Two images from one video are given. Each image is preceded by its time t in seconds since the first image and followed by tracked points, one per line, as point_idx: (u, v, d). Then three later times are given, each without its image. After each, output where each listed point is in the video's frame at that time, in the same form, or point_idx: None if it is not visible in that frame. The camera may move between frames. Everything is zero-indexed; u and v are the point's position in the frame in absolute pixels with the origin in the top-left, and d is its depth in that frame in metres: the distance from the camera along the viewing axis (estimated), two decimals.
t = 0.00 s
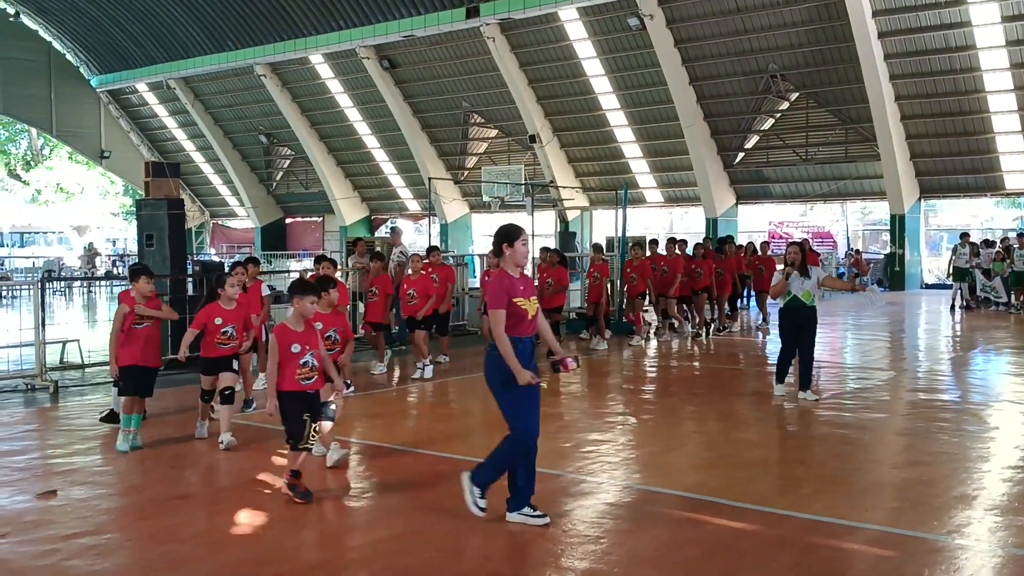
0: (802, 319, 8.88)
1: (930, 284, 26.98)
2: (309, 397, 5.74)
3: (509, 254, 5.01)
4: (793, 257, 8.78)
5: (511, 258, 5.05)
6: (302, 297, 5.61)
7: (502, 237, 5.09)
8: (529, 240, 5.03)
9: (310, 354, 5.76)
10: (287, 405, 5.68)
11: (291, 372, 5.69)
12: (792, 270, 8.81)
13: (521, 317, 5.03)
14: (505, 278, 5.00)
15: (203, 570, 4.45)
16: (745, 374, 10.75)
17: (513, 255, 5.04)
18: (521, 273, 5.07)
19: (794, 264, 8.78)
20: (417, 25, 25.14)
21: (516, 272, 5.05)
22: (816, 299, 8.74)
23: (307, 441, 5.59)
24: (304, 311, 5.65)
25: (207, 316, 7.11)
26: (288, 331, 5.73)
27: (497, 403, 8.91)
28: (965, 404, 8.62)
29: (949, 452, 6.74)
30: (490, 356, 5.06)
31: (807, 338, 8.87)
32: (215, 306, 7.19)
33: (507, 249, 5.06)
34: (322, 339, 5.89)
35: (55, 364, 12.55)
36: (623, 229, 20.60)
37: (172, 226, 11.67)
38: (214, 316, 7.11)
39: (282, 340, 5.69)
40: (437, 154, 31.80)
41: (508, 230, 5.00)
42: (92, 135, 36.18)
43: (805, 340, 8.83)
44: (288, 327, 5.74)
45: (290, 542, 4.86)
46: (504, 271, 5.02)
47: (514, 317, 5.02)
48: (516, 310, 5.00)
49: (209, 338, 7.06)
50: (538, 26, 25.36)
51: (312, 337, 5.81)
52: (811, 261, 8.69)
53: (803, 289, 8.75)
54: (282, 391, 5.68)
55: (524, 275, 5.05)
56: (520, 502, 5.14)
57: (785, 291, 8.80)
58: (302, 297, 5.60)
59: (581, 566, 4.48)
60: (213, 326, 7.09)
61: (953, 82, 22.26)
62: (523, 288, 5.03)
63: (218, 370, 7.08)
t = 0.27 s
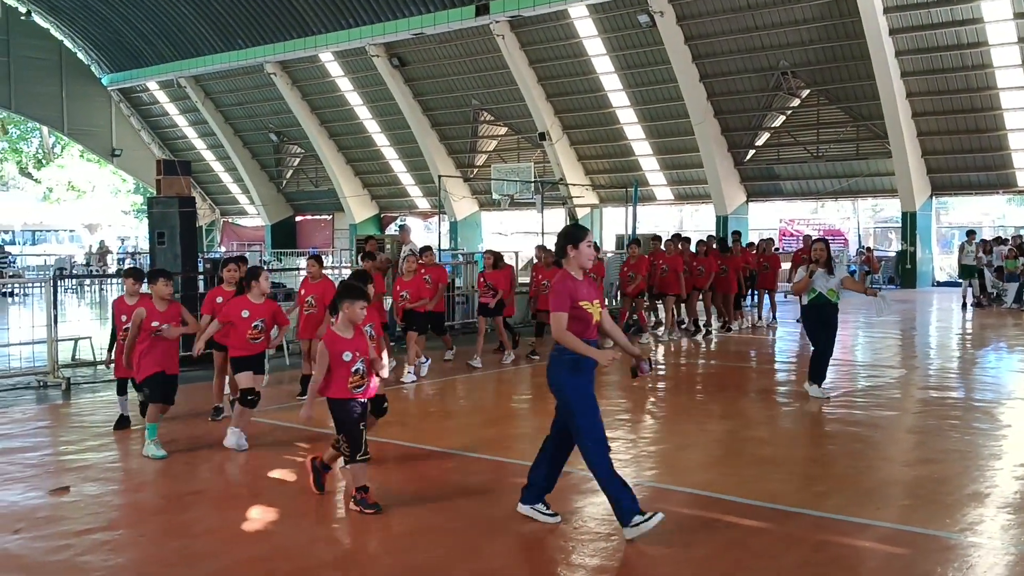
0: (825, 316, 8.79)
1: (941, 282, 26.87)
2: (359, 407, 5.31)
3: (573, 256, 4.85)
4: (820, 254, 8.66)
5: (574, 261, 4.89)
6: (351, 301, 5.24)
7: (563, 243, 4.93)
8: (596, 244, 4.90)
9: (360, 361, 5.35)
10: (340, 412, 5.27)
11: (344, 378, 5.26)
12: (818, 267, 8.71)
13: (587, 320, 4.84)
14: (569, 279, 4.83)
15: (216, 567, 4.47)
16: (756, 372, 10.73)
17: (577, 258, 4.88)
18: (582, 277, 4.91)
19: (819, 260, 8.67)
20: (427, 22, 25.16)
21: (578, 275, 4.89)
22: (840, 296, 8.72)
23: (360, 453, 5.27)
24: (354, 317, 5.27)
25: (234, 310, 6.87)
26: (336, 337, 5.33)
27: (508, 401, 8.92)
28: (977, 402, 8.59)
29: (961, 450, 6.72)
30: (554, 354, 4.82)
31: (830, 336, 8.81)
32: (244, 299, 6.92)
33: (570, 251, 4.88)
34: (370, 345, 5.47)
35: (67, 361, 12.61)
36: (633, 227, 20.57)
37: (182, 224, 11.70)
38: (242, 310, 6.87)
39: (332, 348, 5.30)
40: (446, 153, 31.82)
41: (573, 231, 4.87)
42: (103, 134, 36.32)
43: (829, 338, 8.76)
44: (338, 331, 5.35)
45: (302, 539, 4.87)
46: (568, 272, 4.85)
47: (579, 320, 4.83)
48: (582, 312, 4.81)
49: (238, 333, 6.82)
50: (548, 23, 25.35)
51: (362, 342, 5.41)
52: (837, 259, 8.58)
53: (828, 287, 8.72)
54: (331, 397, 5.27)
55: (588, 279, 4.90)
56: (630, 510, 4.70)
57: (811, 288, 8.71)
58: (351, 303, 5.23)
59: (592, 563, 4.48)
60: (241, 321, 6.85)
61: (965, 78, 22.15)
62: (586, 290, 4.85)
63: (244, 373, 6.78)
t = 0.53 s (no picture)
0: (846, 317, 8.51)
1: (948, 280, 26.78)
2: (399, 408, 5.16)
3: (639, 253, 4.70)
4: (837, 254, 8.40)
5: (639, 258, 4.73)
6: (397, 297, 5.11)
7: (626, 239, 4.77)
8: (660, 240, 4.75)
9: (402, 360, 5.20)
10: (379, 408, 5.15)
11: (388, 374, 5.12)
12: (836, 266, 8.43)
13: (658, 318, 4.64)
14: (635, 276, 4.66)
15: (223, 564, 4.48)
16: (762, 370, 10.71)
17: (642, 254, 4.72)
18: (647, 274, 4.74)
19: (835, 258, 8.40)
20: (432, 21, 25.19)
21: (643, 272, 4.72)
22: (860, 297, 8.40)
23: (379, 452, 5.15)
24: (400, 313, 5.12)
25: (268, 316, 6.51)
26: (381, 333, 5.15)
27: (513, 399, 8.92)
28: (984, 400, 8.57)
29: (968, 448, 6.69)
30: (623, 355, 4.67)
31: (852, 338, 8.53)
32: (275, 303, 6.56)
33: (636, 247, 4.72)
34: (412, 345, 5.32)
35: (74, 359, 12.65)
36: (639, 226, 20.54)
37: (189, 223, 11.73)
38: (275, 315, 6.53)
39: (377, 343, 5.13)
40: (452, 151, 31.82)
41: (635, 226, 4.72)
42: (109, 133, 36.40)
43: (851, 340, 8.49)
44: (381, 327, 5.17)
45: (308, 536, 4.88)
46: (634, 269, 4.68)
47: (649, 318, 4.62)
48: (653, 310, 4.61)
49: (271, 340, 6.57)
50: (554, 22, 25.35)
51: (406, 340, 5.24)
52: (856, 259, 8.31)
53: (849, 287, 8.40)
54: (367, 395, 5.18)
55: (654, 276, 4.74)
56: (654, 518, 4.68)
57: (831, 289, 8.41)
58: (397, 299, 5.11)
59: (598, 560, 4.48)
60: (275, 327, 6.56)
61: (972, 76, 22.08)
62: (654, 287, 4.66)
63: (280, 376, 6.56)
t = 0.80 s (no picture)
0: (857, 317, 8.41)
1: (949, 280, 26.75)
2: (456, 410, 4.96)
3: (704, 251, 4.66)
4: (851, 253, 8.20)
5: (701, 259, 4.71)
6: (451, 301, 4.99)
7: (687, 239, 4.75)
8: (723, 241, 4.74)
9: (457, 364, 5.01)
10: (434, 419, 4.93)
11: (443, 384, 4.93)
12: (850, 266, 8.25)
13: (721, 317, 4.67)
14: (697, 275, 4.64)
15: (224, 562, 4.48)
16: (763, 369, 10.71)
17: (704, 254, 4.70)
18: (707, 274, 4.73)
19: (847, 257, 8.22)
20: (433, 21, 25.20)
21: (705, 271, 4.71)
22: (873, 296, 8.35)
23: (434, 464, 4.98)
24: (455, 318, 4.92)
25: (305, 319, 6.44)
26: (435, 341, 4.96)
27: (513, 398, 8.93)
28: (984, 399, 8.57)
29: (968, 447, 6.70)
30: (679, 352, 4.62)
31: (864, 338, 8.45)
32: (309, 307, 6.48)
33: (698, 247, 4.70)
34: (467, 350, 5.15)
35: (75, 359, 12.64)
36: (640, 226, 20.54)
37: (190, 223, 11.75)
38: (311, 317, 6.46)
39: (431, 351, 4.94)
40: (453, 151, 31.81)
41: (701, 226, 4.70)
42: (111, 133, 36.41)
43: (865, 340, 8.42)
44: (434, 333, 4.97)
45: (309, 534, 4.90)
46: (695, 268, 4.66)
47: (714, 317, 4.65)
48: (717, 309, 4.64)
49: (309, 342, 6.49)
50: (555, 21, 25.35)
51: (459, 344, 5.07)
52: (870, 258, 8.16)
53: (864, 287, 8.32)
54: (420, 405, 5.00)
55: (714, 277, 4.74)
56: (777, 515, 4.67)
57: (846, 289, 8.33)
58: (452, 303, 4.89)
59: (597, 558, 4.49)
60: (313, 329, 6.48)
61: (972, 75, 22.08)
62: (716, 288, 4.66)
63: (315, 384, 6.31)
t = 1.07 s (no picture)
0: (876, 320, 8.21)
1: (949, 279, 26.72)
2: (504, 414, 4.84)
3: (775, 252, 4.55)
4: (867, 252, 8.03)
5: (771, 258, 4.59)
6: (498, 300, 4.79)
7: (755, 237, 4.64)
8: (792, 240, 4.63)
9: (503, 366, 4.87)
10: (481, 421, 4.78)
11: (488, 385, 4.79)
12: (867, 266, 8.09)
13: (792, 319, 4.58)
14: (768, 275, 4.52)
15: (223, 562, 4.47)
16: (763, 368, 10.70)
17: (775, 254, 4.58)
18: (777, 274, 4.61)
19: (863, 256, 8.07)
20: (432, 20, 25.18)
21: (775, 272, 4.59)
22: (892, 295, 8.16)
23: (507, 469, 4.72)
24: (501, 315, 4.81)
25: (335, 316, 6.15)
26: (482, 340, 4.82)
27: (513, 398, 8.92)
28: (984, 398, 8.56)
29: (969, 446, 6.69)
30: (750, 357, 4.48)
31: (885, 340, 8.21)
32: (341, 303, 6.21)
33: (768, 247, 4.59)
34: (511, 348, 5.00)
35: (74, 359, 12.63)
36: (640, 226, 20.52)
37: (189, 223, 11.73)
38: (343, 315, 6.18)
39: (478, 351, 4.79)
40: (453, 151, 31.79)
41: (771, 226, 4.59)
42: (110, 133, 36.38)
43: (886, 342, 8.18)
44: (480, 332, 4.84)
45: (309, 534, 4.89)
46: (766, 268, 4.54)
47: (785, 319, 4.55)
48: (788, 312, 4.54)
49: (339, 341, 6.18)
50: (555, 21, 25.34)
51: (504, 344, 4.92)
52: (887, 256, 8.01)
53: (881, 286, 8.13)
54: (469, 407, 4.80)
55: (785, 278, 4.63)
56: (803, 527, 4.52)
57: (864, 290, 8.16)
58: (498, 301, 4.78)
59: (598, 558, 4.48)
60: (343, 327, 6.18)
61: (973, 74, 22.06)
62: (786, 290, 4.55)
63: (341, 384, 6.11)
